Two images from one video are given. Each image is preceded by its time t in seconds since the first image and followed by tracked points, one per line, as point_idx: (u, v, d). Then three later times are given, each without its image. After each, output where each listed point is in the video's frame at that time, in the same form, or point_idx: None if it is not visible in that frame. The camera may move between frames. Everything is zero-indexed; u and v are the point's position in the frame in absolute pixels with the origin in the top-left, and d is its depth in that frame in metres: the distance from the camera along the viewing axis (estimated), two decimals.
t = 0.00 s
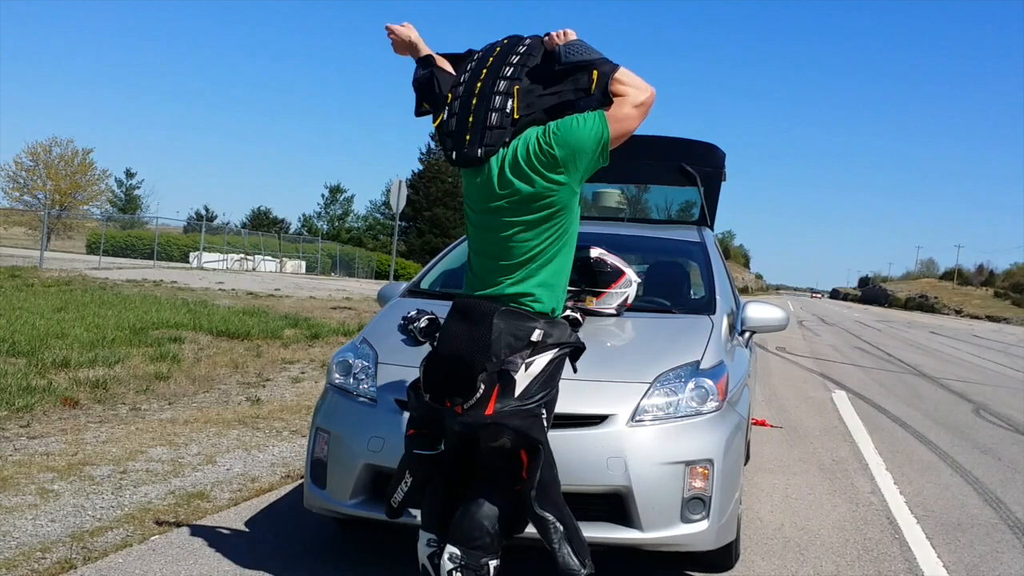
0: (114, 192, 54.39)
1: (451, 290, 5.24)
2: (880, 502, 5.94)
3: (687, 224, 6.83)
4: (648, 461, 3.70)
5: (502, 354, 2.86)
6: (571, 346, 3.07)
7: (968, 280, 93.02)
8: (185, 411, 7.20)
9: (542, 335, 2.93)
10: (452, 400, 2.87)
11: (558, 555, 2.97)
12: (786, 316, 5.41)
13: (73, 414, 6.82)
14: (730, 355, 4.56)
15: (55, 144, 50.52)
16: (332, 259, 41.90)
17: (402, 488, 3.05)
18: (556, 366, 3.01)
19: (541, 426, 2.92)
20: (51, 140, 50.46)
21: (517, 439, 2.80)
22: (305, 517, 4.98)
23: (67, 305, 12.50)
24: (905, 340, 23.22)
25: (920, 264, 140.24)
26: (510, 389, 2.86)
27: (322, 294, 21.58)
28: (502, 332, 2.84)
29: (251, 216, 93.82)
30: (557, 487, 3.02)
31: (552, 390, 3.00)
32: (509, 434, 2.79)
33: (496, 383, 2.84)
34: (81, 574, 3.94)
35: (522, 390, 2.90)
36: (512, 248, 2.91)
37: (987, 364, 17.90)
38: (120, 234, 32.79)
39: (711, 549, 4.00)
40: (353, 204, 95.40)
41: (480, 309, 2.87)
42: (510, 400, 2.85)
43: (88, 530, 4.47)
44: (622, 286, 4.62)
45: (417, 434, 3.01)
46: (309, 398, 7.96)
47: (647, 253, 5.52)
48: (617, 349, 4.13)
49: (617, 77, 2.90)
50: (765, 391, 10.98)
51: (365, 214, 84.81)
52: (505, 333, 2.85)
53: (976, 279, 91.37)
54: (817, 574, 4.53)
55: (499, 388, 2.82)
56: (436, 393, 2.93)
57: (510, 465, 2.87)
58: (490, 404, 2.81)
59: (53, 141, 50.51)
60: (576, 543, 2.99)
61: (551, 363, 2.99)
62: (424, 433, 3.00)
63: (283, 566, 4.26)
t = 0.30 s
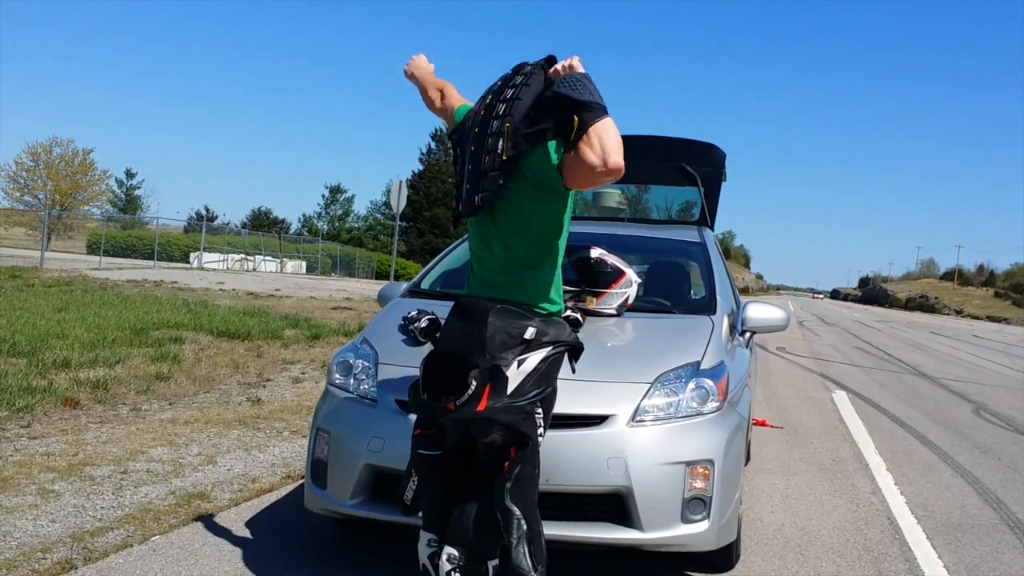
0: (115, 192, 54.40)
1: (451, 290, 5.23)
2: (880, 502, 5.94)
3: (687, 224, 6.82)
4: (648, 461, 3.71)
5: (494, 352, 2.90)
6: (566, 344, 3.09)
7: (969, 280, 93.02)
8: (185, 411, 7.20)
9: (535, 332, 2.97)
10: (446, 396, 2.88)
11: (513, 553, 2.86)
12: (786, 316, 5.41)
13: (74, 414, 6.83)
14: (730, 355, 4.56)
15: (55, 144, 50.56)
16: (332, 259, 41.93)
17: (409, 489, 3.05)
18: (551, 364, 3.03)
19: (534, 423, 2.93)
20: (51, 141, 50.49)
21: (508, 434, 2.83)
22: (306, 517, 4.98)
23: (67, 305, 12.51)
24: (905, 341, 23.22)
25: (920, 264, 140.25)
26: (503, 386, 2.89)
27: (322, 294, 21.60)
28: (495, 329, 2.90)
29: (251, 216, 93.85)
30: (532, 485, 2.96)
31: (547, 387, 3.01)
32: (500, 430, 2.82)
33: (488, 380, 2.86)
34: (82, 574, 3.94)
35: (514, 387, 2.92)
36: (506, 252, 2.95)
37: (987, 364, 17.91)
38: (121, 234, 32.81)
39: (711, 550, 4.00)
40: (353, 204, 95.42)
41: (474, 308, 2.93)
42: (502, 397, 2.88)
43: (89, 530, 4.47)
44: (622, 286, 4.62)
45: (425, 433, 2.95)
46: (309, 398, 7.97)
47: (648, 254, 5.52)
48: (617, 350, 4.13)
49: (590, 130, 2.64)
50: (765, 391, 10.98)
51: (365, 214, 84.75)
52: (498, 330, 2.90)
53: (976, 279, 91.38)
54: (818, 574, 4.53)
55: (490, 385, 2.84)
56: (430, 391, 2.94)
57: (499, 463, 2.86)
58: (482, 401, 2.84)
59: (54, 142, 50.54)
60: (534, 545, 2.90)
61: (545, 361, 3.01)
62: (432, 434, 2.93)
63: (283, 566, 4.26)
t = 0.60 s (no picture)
0: (115, 192, 54.40)
1: (451, 290, 5.23)
2: (880, 502, 5.94)
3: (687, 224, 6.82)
4: (648, 461, 3.70)
5: (495, 352, 2.91)
6: (567, 344, 3.08)
7: (969, 280, 93.02)
8: (185, 411, 7.20)
9: (536, 332, 2.98)
10: (447, 396, 2.89)
11: (536, 555, 2.91)
12: (786, 316, 5.41)
13: (74, 414, 6.82)
14: (731, 356, 4.56)
15: (55, 144, 50.58)
16: (332, 259, 41.94)
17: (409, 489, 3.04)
18: (552, 363, 3.02)
19: (536, 423, 2.92)
20: (51, 141, 50.50)
21: (509, 434, 2.83)
22: (306, 517, 4.98)
23: (67, 305, 12.51)
24: (905, 341, 23.21)
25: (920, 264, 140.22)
26: (504, 386, 2.86)
27: (322, 294, 21.61)
28: (497, 330, 2.94)
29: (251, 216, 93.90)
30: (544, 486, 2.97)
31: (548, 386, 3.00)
32: (500, 430, 2.82)
33: (489, 379, 2.85)
34: (82, 574, 3.94)
35: (515, 386, 2.89)
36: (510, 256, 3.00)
37: (987, 364, 17.91)
38: (121, 234, 32.82)
39: (711, 550, 4.00)
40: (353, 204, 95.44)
41: (478, 310, 3.00)
42: (503, 397, 2.86)
43: (88, 530, 4.47)
44: (622, 286, 4.62)
45: (425, 433, 2.95)
46: (309, 398, 7.97)
47: (647, 253, 5.52)
48: (617, 350, 4.13)
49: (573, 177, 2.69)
50: (765, 391, 10.98)
51: (365, 214, 84.77)
52: (501, 331, 2.95)
53: (976, 279, 91.40)
54: (818, 575, 4.53)
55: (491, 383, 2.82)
56: (431, 392, 2.95)
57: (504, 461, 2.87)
58: (482, 401, 2.83)
59: (53, 142, 50.55)
60: (557, 545, 2.94)
61: (546, 360, 3.00)
62: (433, 434, 2.92)
63: (283, 566, 4.26)
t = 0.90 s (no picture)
0: (115, 192, 54.39)
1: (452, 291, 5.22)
2: (880, 502, 5.94)
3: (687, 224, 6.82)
4: (648, 461, 3.71)
5: (495, 352, 2.90)
6: (566, 340, 3.08)
7: (968, 280, 93.03)
8: (185, 411, 7.20)
9: (535, 330, 2.98)
10: (452, 400, 2.86)
11: (555, 551, 2.93)
12: (786, 316, 5.41)
13: (74, 414, 6.83)
14: (730, 355, 4.56)
15: (55, 144, 50.58)
16: (332, 259, 41.94)
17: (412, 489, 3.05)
18: (553, 361, 3.01)
19: (540, 422, 2.92)
20: (51, 141, 50.51)
21: (514, 435, 2.84)
22: (306, 517, 4.98)
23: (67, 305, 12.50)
24: (905, 341, 23.22)
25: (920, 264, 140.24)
26: (506, 386, 2.86)
27: (322, 293, 21.62)
28: (496, 330, 2.93)
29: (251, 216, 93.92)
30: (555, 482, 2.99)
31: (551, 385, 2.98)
32: (507, 431, 2.82)
33: (491, 380, 2.84)
34: (82, 573, 3.94)
35: (518, 386, 2.89)
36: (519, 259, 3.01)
37: (987, 364, 17.92)
38: (121, 234, 32.82)
39: (711, 550, 4.00)
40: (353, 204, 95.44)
41: (477, 311, 2.99)
42: (506, 397, 2.85)
43: (89, 530, 4.47)
44: (622, 286, 4.62)
45: (428, 434, 2.95)
46: (309, 398, 7.97)
47: (647, 254, 5.52)
48: (617, 350, 4.13)
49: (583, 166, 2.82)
50: (765, 391, 10.99)
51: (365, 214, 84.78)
52: (499, 331, 2.93)
53: (976, 279, 91.42)
54: (818, 574, 4.53)
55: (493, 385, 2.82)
56: (434, 393, 2.92)
57: (510, 461, 2.87)
58: (486, 403, 2.82)
59: (53, 142, 50.56)
60: (575, 541, 2.96)
61: (548, 358, 2.99)
62: (433, 436, 2.93)
63: (283, 565, 4.26)
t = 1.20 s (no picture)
0: (114, 192, 54.37)
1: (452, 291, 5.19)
2: (881, 503, 5.92)
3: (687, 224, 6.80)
4: (649, 461, 3.69)
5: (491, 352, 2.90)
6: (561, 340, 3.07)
7: (968, 280, 93.07)
8: (184, 411, 7.18)
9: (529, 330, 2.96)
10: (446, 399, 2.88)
11: (538, 552, 2.91)
12: (787, 316, 5.40)
13: (73, 414, 6.81)
14: (730, 355, 4.54)
15: (54, 144, 50.57)
16: (332, 259, 41.92)
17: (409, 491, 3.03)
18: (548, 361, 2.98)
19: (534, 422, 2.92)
20: (50, 141, 50.49)
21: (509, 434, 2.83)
22: (305, 517, 4.97)
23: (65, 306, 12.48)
24: (905, 341, 23.20)
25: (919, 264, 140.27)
26: (501, 385, 2.85)
27: (321, 293, 21.61)
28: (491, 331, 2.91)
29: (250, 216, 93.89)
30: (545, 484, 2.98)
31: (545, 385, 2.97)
32: (500, 430, 2.82)
33: (487, 379, 2.85)
34: (81, 574, 3.93)
35: (512, 386, 2.88)
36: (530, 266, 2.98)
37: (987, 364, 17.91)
38: (120, 234, 32.82)
39: (711, 550, 3.98)
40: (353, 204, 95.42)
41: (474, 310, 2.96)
42: (501, 396, 2.85)
43: (87, 530, 4.46)
44: (623, 286, 4.60)
45: (424, 435, 2.94)
46: (308, 399, 7.96)
47: (647, 254, 5.51)
48: (617, 350, 4.12)
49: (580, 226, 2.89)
50: (765, 391, 10.97)
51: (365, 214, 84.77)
52: (496, 331, 2.91)
53: (975, 279, 91.45)
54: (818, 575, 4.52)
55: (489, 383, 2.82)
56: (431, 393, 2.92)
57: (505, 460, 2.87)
58: (480, 400, 2.83)
59: (53, 142, 50.55)
60: (557, 542, 2.93)
61: (542, 358, 2.97)
62: (431, 435, 2.93)
63: (282, 566, 4.25)
